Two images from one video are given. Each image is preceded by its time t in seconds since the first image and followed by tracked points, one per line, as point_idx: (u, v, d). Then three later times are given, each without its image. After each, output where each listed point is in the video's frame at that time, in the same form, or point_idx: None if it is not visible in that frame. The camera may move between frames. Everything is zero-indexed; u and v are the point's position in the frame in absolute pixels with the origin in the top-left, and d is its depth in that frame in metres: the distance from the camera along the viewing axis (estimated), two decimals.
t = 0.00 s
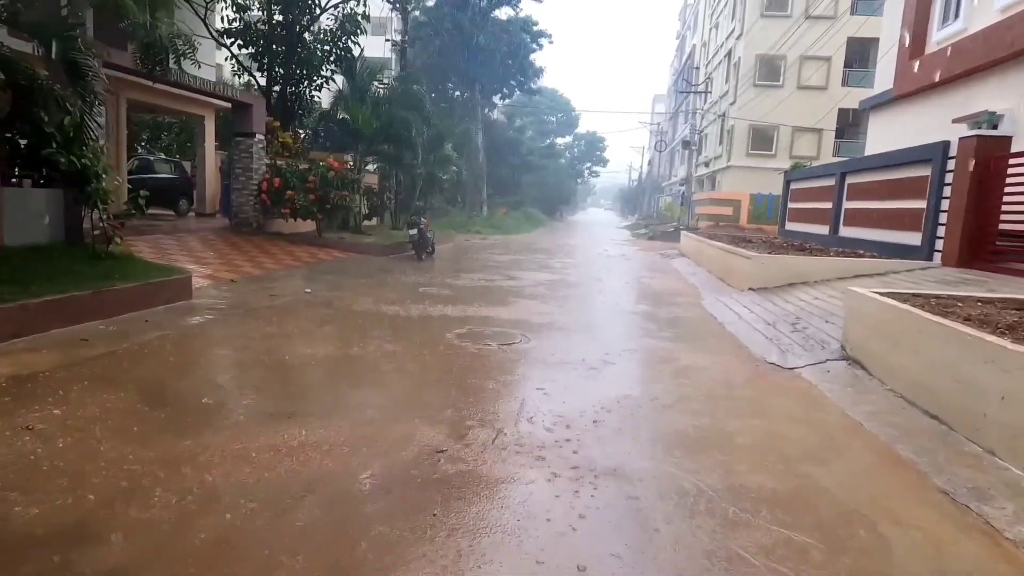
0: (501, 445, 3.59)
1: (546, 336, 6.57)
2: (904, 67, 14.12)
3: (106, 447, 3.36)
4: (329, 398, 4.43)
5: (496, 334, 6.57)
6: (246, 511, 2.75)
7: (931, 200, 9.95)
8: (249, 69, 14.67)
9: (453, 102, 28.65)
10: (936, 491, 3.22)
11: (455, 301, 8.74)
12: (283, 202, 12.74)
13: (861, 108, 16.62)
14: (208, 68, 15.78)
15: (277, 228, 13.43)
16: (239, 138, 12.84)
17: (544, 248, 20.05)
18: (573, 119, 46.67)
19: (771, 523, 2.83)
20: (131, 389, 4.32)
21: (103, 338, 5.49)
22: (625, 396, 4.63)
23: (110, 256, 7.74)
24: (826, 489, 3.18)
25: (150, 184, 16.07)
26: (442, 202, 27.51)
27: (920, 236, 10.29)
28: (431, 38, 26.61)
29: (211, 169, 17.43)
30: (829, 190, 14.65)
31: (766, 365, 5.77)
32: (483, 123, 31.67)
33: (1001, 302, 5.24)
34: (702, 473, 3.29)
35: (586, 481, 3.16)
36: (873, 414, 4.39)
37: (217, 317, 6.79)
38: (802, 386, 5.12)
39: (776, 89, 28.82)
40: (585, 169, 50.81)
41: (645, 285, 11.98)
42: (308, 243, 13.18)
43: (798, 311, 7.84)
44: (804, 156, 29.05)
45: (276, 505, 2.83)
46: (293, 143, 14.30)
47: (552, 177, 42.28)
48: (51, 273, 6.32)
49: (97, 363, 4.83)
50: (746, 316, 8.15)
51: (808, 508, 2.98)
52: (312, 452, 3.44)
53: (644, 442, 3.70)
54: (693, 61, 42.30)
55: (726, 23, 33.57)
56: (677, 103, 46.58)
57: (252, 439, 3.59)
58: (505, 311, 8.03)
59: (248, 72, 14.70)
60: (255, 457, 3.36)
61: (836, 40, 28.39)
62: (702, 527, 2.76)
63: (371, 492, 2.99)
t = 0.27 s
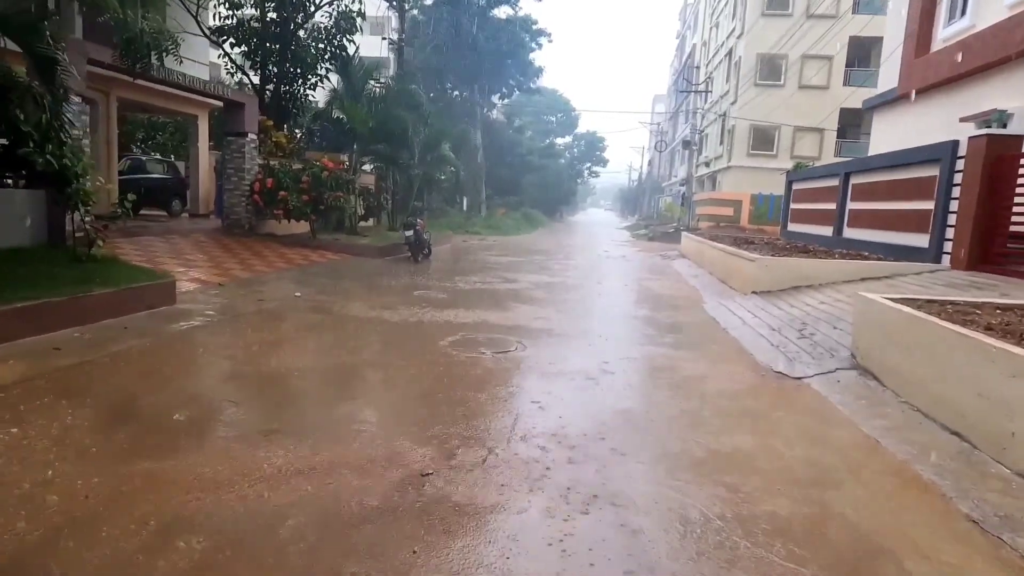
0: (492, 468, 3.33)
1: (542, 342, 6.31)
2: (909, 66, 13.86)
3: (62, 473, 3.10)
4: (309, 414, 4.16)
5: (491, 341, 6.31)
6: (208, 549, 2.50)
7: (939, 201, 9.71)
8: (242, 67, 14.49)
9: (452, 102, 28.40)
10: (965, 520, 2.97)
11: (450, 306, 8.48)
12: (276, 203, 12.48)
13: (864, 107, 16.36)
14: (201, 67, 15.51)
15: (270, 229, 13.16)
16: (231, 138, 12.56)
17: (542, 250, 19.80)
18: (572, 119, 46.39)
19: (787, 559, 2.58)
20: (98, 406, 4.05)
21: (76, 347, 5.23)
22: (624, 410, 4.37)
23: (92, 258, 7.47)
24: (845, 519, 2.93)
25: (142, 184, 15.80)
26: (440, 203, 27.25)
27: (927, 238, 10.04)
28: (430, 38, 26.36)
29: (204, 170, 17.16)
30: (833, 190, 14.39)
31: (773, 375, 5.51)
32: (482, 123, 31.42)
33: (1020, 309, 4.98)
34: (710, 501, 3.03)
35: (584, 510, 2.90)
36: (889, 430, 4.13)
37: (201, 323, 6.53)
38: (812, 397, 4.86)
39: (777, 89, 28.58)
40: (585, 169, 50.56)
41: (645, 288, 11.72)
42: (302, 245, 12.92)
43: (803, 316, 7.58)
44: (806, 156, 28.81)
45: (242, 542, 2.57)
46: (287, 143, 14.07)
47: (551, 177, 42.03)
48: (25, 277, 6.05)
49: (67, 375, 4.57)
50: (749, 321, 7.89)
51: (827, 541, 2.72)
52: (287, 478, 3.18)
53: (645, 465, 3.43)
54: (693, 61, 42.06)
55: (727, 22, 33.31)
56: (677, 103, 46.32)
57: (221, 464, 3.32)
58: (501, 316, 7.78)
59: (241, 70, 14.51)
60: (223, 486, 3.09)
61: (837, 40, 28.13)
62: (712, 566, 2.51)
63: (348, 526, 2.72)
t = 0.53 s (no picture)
0: (485, 486, 3.09)
1: (541, 347, 6.07)
2: (915, 62, 13.62)
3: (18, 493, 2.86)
4: (293, 425, 3.92)
5: (488, 345, 6.07)
6: None
7: (949, 200, 9.48)
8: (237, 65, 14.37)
9: (451, 101, 28.18)
10: (999, 544, 2.73)
11: (445, 307, 8.22)
12: (269, 202, 12.24)
13: (869, 105, 16.11)
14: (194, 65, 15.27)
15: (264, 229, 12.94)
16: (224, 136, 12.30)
17: (543, 250, 19.56)
18: (572, 119, 46.16)
19: None
20: (68, 418, 3.82)
21: (51, 353, 5.00)
22: (627, 419, 4.14)
23: (76, 259, 7.23)
24: (868, 543, 2.69)
25: (135, 184, 15.57)
26: (439, 203, 27.02)
27: (936, 238, 9.81)
28: (428, 37, 26.14)
29: (198, 169, 16.92)
30: (838, 189, 14.14)
31: (781, 380, 5.27)
32: (481, 122, 31.21)
33: None
34: (722, 524, 2.78)
35: (584, 536, 2.65)
36: (908, 441, 3.89)
37: (186, 327, 6.29)
38: (823, 405, 4.62)
39: (778, 88, 28.35)
40: (585, 169, 50.35)
41: (647, 289, 11.48)
42: (296, 245, 12.69)
43: (811, 318, 7.33)
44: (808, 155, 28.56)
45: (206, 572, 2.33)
46: (282, 142, 13.83)
47: (551, 178, 41.82)
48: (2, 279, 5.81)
49: (38, 383, 4.34)
50: (755, 323, 7.65)
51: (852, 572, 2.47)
52: (262, 499, 2.93)
53: (651, 481, 3.20)
54: (693, 60, 41.83)
55: (728, 20, 33.08)
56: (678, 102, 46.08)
57: (196, 480, 3.09)
58: (498, 318, 7.54)
59: (236, 68, 14.36)
60: (197, 505, 2.86)
61: (839, 38, 27.88)
62: None
63: (326, 553, 2.50)
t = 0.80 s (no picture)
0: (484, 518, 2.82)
1: (544, 354, 5.81)
2: (925, 61, 13.35)
3: None
4: (283, 440, 3.69)
5: (488, 353, 5.80)
6: None
7: (963, 201, 9.24)
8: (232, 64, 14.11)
9: (451, 101, 27.93)
10: None
11: (444, 312, 7.95)
12: (265, 204, 11.98)
13: (877, 104, 15.84)
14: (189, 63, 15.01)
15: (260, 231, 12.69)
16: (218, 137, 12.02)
17: (544, 252, 19.29)
18: (574, 120, 45.90)
19: None
20: (45, 435, 3.60)
21: (26, 364, 4.74)
22: (636, 433, 3.90)
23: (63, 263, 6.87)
24: None
25: (130, 185, 15.32)
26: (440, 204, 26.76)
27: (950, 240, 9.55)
28: (428, 36, 25.89)
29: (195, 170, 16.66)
30: (845, 190, 13.86)
31: (797, 391, 5.00)
32: (482, 123, 30.95)
33: None
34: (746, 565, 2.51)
35: None
36: (939, 461, 3.63)
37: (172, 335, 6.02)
38: (844, 420, 4.35)
39: (782, 88, 28.07)
40: (587, 170, 50.08)
41: (651, 292, 11.21)
42: (293, 247, 12.44)
43: (823, 324, 7.05)
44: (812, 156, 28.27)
45: None
46: (279, 142, 13.57)
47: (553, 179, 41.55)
48: None
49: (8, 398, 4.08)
50: (765, 329, 7.38)
51: None
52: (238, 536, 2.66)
53: (666, 507, 2.99)
54: (695, 60, 41.56)
55: (730, 20, 32.82)
56: (680, 103, 45.80)
57: (179, 510, 2.88)
58: (499, 324, 7.27)
59: (231, 67, 14.10)
60: (178, 541, 2.64)
61: (843, 38, 27.61)
62: None
63: None
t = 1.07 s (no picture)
0: (481, 550, 2.59)
1: (544, 362, 5.58)
2: (932, 59, 13.14)
3: None
4: (277, 455, 3.52)
5: (485, 361, 5.57)
6: None
7: (975, 202, 9.05)
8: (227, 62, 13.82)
9: (451, 101, 27.73)
10: None
11: (441, 317, 7.72)
12: (260, 205, 11.75)
13: (881, 103, 15.63)
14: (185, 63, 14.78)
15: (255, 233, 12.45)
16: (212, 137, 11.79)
17: (544, 253, 19.09)
18: (574, 121, 45.70)
19: None
20: (27, 451, 3.43)
21: None
22: (645, 448, 3.72)
23: (45, 266, 6.67)
24: None
25: (125, 186, 15.11)
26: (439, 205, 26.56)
27: (962, 242, 9.36)
28: (428, 36, 25.69)
29: (189, 170, 16.44)
30: (851, 191, 13.62)
31: (809, 402, 4.77)
32: (482, 123, 30.74)
33: None
34: None
35: None
36: (966, 480, 3.41)
37: (157, 342, 5.79)
38: (861, 433, 4.12)
39: (784, 88, 27.87)
40: (587, 171, 49.89)
41: (653, 295, 11.00)
42: (289, 250, 12.21)
43: (833, 330, 6.81)
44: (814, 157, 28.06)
45: None
46: (275, 142, 13.36)
47: (553, 179, 41.35)
48: None
49: None
50: (773, 334, 7.15)
51: None
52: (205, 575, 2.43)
53: (682, 529, 2.81)
54: (696, 60, 41.37)
55: (732, 20, 32.62)
56: (681, 103, 45.60)
57: (169, 529, 2.72)
58: (498, 329, 7.04)
59: (226, 65, 13.83)
60: (166, 564, 2.49)
61: (846, 38, 27.41)
62: None
63: None
